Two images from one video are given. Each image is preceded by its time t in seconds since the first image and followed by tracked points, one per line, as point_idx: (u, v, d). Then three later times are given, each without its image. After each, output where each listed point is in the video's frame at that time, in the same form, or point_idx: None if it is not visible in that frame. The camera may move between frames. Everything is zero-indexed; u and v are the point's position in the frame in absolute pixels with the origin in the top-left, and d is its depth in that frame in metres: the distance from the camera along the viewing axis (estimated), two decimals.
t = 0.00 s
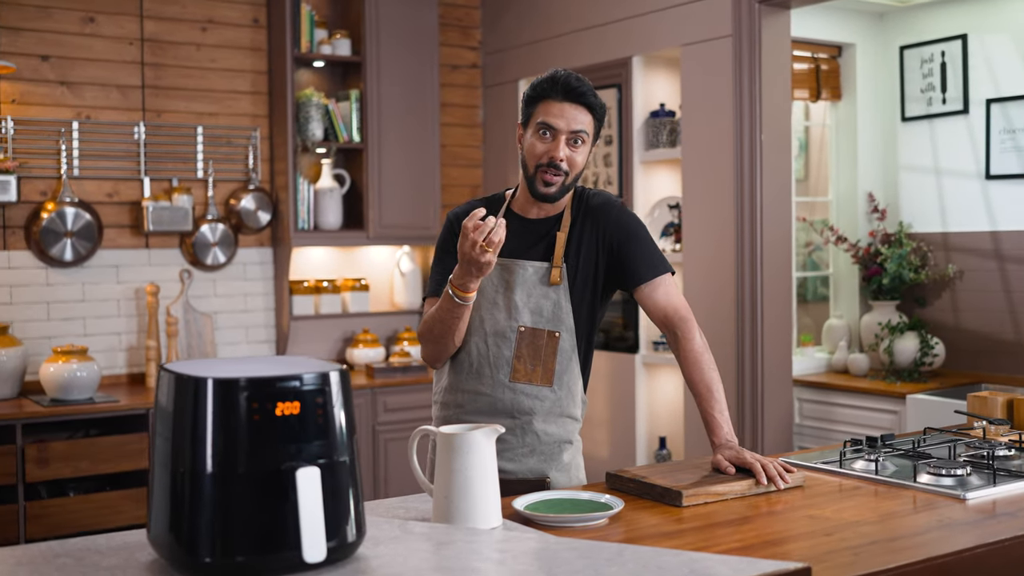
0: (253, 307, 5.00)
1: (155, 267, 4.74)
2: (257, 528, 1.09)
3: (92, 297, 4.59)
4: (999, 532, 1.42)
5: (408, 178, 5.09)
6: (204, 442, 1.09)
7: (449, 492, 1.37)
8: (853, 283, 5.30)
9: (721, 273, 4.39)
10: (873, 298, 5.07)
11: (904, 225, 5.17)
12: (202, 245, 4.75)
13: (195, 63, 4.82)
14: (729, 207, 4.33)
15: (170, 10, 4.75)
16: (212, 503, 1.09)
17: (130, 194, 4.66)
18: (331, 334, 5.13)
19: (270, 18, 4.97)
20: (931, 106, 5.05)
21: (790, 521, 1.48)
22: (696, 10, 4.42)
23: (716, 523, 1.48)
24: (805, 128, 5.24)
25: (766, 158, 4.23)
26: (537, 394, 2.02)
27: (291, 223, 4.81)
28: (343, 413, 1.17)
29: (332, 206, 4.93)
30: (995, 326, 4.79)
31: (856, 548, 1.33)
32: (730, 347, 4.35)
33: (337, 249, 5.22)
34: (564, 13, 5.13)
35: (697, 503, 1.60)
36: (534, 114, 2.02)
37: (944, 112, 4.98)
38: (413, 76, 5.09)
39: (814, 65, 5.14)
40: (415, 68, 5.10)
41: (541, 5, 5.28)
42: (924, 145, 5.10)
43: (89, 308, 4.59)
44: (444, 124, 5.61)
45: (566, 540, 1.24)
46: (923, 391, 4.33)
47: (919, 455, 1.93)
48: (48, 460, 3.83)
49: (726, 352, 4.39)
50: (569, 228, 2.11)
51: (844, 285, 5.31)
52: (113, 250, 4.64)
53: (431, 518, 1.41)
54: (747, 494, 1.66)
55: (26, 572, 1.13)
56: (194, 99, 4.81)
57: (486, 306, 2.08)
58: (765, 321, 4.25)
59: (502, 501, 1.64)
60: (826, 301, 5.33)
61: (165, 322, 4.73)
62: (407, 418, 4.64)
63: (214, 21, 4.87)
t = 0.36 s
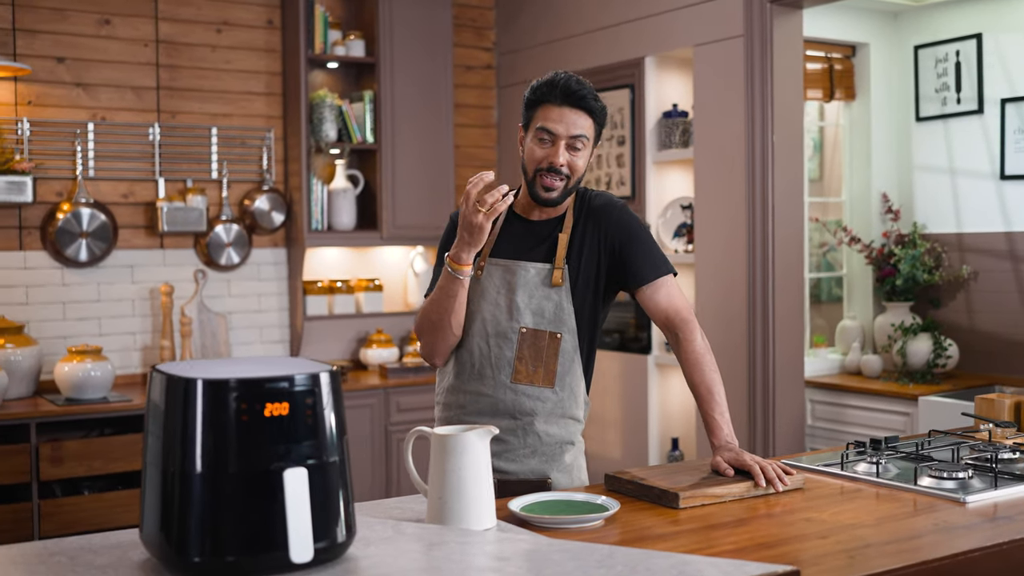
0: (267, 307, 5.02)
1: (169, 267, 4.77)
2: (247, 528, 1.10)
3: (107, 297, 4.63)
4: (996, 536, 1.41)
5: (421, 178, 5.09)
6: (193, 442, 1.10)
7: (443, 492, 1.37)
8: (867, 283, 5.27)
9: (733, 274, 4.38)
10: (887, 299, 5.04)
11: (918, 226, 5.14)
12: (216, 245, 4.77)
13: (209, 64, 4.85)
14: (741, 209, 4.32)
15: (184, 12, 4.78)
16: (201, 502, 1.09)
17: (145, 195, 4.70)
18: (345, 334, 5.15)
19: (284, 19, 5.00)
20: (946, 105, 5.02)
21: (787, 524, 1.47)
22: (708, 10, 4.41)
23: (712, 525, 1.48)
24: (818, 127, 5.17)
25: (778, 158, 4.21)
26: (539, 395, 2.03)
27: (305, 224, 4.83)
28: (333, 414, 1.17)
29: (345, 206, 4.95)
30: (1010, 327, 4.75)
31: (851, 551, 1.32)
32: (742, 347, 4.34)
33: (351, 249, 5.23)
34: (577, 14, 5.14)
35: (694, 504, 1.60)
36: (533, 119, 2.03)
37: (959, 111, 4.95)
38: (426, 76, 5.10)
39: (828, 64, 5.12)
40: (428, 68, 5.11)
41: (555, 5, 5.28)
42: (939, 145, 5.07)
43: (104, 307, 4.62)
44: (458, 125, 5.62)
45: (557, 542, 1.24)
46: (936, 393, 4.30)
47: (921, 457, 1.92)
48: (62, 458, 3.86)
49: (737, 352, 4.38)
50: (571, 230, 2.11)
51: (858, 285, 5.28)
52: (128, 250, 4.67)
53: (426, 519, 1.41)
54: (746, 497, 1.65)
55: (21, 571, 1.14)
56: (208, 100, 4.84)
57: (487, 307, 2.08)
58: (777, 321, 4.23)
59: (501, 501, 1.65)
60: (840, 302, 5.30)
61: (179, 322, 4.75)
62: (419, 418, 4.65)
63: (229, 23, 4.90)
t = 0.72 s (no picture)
0: (282, 307, 5.05)
1: (184, 268, 4.81)
2: (239, 527, 1.11)
3: (123, 297, 4.66)
4: (993, 538, 1.41)
5: (434, 178, 5.10)
6: (186, 441, 1.11)
7: (439, 491, 1.38)
8: (881, 284, 5.24)
9: (745, 274, 4.36)
10: (901, 300, 5.01)
11: (933, 226, 5.10)
12: (231, 246, 4.80)
13: (224, 66, 4.88)
14: (753, 210, 4.31)
15: (199, 14, 4.81)
16: (194, 501, 1.10)
17: (160, 195, 4.73)
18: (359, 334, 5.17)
19: (298, 20, 5.02)
20: (960, 105, 4.99)
21: (785, 525, 1.47)
22: (721, 10, 4.40)
23: (710, 526, 1.48)
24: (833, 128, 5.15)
25: (791, 158, 4.20)
26: (542, 393, 2.02)
27: (319, 224, 4.86)
28: (327, 414, 1.18)
29: (360, 206, 4.96)
30: None
31: (845, 552, 1.32)
32: (754, 347, 4.32)
33: (365, 249, 5.25)
34: (591, 14, 5.14)
35: (694, 505, 1.60)
36: (538, 112, 2.05)
37: (974, 111, 4.91)
38: (441, 77, 5.11)
39: (841, 64, 5.10)
40: (442, 69, 5.12)
41: (569, 5, 5.29)
42: (954, 145, 5.04)
43: (119, 307, 4.66)
44: (472, 125, 5.63)
45: (551, 542, 1.25)
46: (949, 394, 4.28)
47: (924, 458, 1.92)
48: (77, 456, 3.89)
49: (750, 352, 4.36)
50: (575, 228, 2.11)
51: (872, 286, 5.25)
52: (143, 250, 4.71)
53: (423, 518, 1.42)
54: (746, 497, 1.65)
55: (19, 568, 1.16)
56: (223, 101, 4.87)
57: (492, 307, 2.08)
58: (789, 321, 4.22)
59: (500, 501, 1.65)
60: (854, 302, 5.27)
61: (194, 322, 4.79)
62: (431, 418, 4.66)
63: (243, 24, 4.92)
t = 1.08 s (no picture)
0: (294, 307, 5.07)
1: (198, 268, 4.84)
2: (225, 524, 1.12)
3: (136, 297, 4.70)
4: (983, 539, 1.41)
5: (446, 179, 5.12)
6: (173, 439, 1.13)
7: (428, 489, 1.39)
8: (894, 284, 5.21)
9: (755, 274, 4.36)
10: (913, 300, 4.99)
11: (945, 227, 5.07)
12: (244, 246, 4.84)
13: (237, 67, 4.91)
14: (762, 210, 4.30)
15: (213, 16, 4.84)
16: (181, 499, 1.12)
17: (173, 196, 4.76)
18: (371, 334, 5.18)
19: (311, 21, 5.05)
20: (973, 104, 4.96)
21: (775, 526, 1.48)
22: (731, 10, 4.40)
23: (701, 526, 1.49)
24: (847, 129, 5.14)
25: (801, 159, 4.19)
26: (542, 394, 2.03)
27: (332, 225, 4.88)
28: (313, 413, 1.20)
29: (372, 207, 4.98)
30: None
31: (833, 553, 1.33)
32: (764, 347, 4.31)
33: (377, 249, 5.26)
34: (604, 14, 5.14)
35: (686, 505, 1.60)
36: (533, 123, 2.05)
37: (986, 110, 4.89)
38: (453, 77, 5.13)
39: (853, 64, 5.08)
40: (455, 69, 5.14)
41: (582, 5, 5.29)
42: (966, 144, 5.00)
43: (133, 307, 4.70)
44: (485, 125, 5.64)
45: (538, 541, 1.26)
46: (961, 395, 4.25)
47: (923, 458, 1.91)
48: (89, 455, 3.93)
49: (759, 353, 4.36)
50: (575, 230, 2.11)
51: (884, 286, 5.23)
52: (157, 250, 4.74)
53: (414, 517, 1.43)
54: (740, 497, 1.65)
55: (14, 565, 1.18)
56: (236, 103, 4.90)
57: (491, 308, 2.08)
58: (799, 322, 4.21)
59: (495, 501, 1.66)
60: (866, 303, 5.25)
61: (207, 321, 4.82)
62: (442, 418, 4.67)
63: (257, 26, 4.95)
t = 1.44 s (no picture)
0: (310, 308, 5.11)
1: (214, 269, 4.88)
2: (216, 526, 1.15)
3: (153, 298, 4.75)
4: (975, 545, 1.41)
5: (460, 180, 5.13)
6: (164, 442, 1.15)
7: (422, 490, 1.41)
8: (909, 286, 5.19)
9: (768, 276, 4.34)
10: (928, 302, 4.95)
11: (960, 228, 5.02)
12: (259, 247, 4.87)
13: (254, 70, 4.94)
14: (774, 210, 4.29)
15: (229, 19, 4.88)
16: (172, 501, 1.14)
17: (189, 198, 4.80)
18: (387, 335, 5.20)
19: (327, 24, 5.08)
20: (989, 105, 4.89)
21: (768, 529, 1.48)
22: (743, 11, 4.39)
23: (696, 530, 1.49)
24: (862, 130, 5.16)
25: (813, 160, 4.18)
26: (543, 396, 2.05)
27: (346, 226, 4.91)
28: (304, 416, 1.21)
29: (387, 209, 5.00)
30: None
31: (823, 557, 1.33)
32: (776, 349, 4.30)
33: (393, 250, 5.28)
34: (619, 15, 5.13)
35: (683, 508, 1.60)
36: (528, 121, 2.09)
37: (1003, 111, 4.81)
38: (468, 78, 5.14)
39: (867, 64, 5.07)
40: (471, 70, 5.15)
41: (597, 6, 5.28)
42: (982, 146, 4.95)
43: (150, 308, 4.74)
44: (500, 127, 5.65)
45: (528, 544, 1.27)
46: (975, 398, 4.22)
47: (925, 462, 1.90)
48: (104, 454, 3.97)
49: (771, 356, 4.35)
50: (577, 232, 2.12)
51: (899, 287, 5.20)
52: (173, 252, 4.79)
53: (410, 517, 1.45)
54: (738, 501, 1.65)
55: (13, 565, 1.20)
56: (252, 105, 4.94)
57: (493, 310, 2.10)
58: (812, 324, 4.20)
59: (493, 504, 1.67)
60: (881, 304, 5.23)
61: (223, 322, 4.86)
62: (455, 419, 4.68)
63: (273, 29, 4.98)
